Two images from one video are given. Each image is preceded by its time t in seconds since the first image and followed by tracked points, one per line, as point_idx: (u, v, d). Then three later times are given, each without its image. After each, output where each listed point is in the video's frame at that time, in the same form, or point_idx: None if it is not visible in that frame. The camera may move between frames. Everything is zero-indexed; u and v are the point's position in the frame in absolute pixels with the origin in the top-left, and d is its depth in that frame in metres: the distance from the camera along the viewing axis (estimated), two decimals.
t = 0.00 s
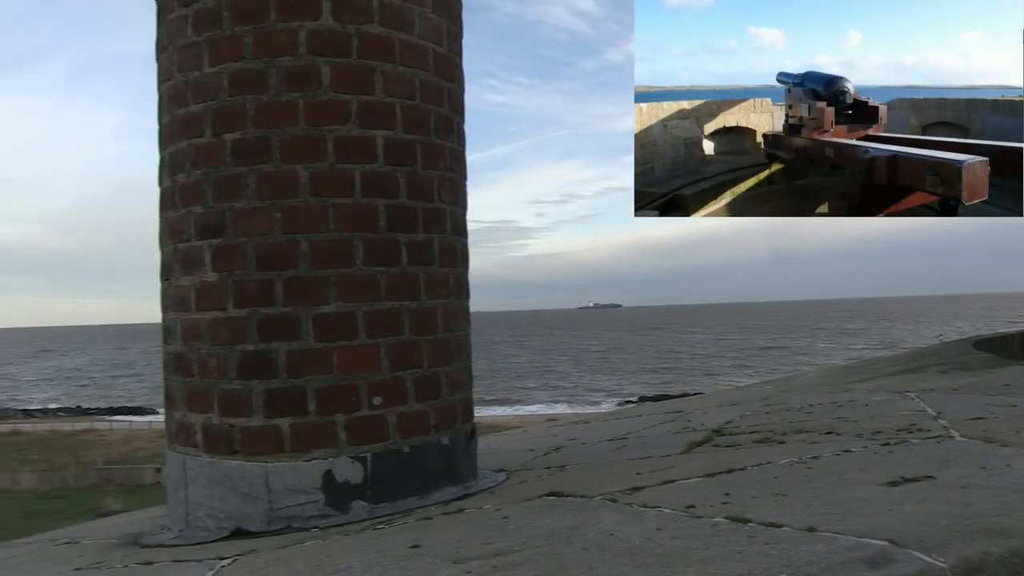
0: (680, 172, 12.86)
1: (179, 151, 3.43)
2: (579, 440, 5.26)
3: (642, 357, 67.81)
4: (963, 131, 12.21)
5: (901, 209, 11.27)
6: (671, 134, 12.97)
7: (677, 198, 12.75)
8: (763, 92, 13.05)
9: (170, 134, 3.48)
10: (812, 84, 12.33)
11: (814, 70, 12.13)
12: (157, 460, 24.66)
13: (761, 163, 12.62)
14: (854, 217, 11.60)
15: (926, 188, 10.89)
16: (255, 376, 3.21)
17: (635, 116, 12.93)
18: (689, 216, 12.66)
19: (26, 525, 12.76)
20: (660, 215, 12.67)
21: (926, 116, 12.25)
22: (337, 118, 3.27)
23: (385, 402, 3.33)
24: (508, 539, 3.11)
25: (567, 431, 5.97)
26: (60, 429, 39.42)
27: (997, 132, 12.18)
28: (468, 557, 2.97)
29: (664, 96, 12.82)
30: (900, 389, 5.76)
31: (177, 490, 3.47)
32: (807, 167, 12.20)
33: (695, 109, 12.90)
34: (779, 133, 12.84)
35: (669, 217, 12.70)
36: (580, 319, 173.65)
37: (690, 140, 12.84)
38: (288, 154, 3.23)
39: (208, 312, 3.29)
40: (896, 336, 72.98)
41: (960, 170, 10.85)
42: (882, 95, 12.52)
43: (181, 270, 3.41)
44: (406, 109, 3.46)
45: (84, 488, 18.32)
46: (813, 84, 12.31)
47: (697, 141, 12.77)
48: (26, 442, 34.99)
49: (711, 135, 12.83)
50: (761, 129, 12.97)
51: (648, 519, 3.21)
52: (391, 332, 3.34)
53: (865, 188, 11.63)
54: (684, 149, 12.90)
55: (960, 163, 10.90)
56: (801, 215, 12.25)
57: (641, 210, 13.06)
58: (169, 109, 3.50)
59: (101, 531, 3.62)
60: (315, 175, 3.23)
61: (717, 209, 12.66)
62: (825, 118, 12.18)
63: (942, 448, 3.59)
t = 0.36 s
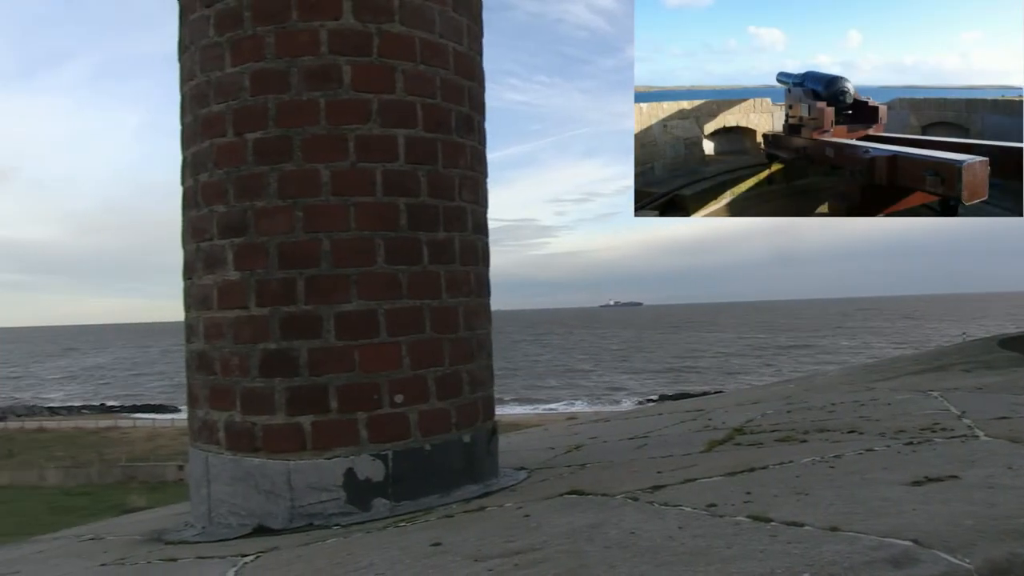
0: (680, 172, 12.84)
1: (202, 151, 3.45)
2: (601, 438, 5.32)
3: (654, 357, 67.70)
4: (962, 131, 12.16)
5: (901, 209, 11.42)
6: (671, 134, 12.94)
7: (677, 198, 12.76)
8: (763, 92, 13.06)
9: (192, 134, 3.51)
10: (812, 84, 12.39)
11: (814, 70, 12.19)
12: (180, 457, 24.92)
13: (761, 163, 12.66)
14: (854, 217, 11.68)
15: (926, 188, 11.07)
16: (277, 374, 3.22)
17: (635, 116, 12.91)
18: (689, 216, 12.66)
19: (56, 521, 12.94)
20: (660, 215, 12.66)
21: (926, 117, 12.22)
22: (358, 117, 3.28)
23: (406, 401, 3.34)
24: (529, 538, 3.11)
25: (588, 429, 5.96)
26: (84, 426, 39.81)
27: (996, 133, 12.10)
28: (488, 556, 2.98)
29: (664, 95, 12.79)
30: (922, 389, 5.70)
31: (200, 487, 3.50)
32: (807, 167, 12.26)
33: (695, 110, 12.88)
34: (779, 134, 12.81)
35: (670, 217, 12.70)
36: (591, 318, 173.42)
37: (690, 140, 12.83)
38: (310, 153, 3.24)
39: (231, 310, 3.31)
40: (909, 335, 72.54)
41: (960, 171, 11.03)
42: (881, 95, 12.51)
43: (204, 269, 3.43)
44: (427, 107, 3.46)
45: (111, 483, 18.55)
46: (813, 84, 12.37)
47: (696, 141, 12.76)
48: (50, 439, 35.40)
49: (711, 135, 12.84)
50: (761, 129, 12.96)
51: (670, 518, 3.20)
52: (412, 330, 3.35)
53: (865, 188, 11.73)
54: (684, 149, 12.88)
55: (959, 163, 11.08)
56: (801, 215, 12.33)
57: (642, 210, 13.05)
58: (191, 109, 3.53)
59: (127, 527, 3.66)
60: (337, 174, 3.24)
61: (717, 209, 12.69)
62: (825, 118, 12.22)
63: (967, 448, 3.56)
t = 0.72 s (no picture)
0: (679, 172, 12.76)
1: (219, 149, 3.46)
2: (617, 434, 5.31)
3: (662, 354, 67.60)
4: (963, 132, 12.06)
5: (901, 209, 11.39)
6: (671, 135, 12.84)
7: (677, 198, 12.68)
8: (763, 92, 12.96)
9: (209, 131, 3.52)
10: (812, 83, 12.29)
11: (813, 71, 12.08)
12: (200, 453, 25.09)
13: (760, 163, 12.61)
14: (854, 217, 11.68)
15: (925, 188, 11.03)
16: (293, 370, 3.23)
17: (634, 115, 12.83)
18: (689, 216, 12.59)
19: (78, 516, 13.03)
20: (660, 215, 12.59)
21: (926, 116, 12.16)
22: (374, 113, 3.29)
23: (422, 396, 3.34)
24: (546, 533, 3.11)
25: (604, 425, 5.94)
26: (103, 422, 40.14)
27: (996, 134, 12.00)
28: (505, 551, 2.99)
29: (663, 95, 12.69)
30: (939, 385, 5.65)
31: (218, 482, 3.52)
32: (806, 167, 12.26)
33: (695, 110, 12.76)
34: (779, 134, 12.76)
35: (669, 217, 12.63)
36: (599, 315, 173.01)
37: (691, 140, 12.75)
38: (326, 149, 3.25)
39: (248, 307, 3.32)
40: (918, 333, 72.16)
41: (960, 171, 10.97)
42: (881, 95, 12.47)
43: (221, 265, 3.45)
44: (442, 103, 3.47)
45: (130, 479, 18.68)
46: (813, 83, 12.27)
47: (697, 141, 12.69)
48: (73, 433, 35.75)
49: (711, 135, 12.77)
50: (761, 129, 12.88)
51: (686, 514, 3.20)
52: (428, 326, 3.35)
53: (865, 188, 11.71)
54: (683, 149, 12.80)
55: (959, 163, 11.03)
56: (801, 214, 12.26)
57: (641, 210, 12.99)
58: (208, 106, 3.54)
59: (147, 522, 3.68)
60: (352, 170, 3.25)
61: (716, 209, 12.64)
62: (825, 118, 12.15)
63: (985, 444, 3.53)
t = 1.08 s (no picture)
0: (680, 172, 12.71)
1: (234, 146, 3.47)
2: (634, 430, 5.33)
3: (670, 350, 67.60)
4: (963, 132, 12.15)
5: (901, 209, 11.38)
6: (671, 135, 12.78)
7: (678, 198, 12.65)
8: (763, 92, 12.95)
9: (225, 128, 3.53)
10: (812, 83, 12.29)
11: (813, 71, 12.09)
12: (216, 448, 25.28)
13: (760, 163, 12.59)
14: (854, 216, 11.67)
15: (925, 188, 11.02)
16: (309, 365, 3.23)
17: (634, 116, 12.76)
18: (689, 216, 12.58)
19: (96, 510, 13.14)
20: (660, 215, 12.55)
21: (927, 116, 12.22)
22: (390, 110, 3.29)
23: (438, 392, 3.35)
24: (562, 528, 3.12)
25: (620, 421, 5.96)
26: (121, 417, 40.44)
27: (997, 133, 12.09)
28: (523, 547, 3.00)
29: (663, 95, 12.63)
30: (957, 380, 5.66)
31: (235, 478, 3.53)
32: (806, 167, 12.24)
33: (695, 109, 12.71)
34: (779, 134, 12.75)
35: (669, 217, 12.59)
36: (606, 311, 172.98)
37: (691, 141, 12.71)
38: (342, 145, 3.25)
39: (264, 303, 3.32)
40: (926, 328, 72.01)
41: (960, 170, 10.96)
42: (882, 95, 12.50)
43: (237, 262, 3.45)
44: (457, 99, 3.46)
45: (147, 475, 18.84)
46: (812, 83, 12.27)
47: (697, 141, 12.65)
48: (89, 429, 36.04)
49: (711, 135, 12.73)
50: (761, 129, 12.85)
51: (701, 510, 3.19)
52: (444, 322, 3.36)
53: (865, 188, 11.71)
54: (684, 149, 12.75)
55: (959, 163, 11.02)
56: (801, 214, 12.26)
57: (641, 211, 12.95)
58: (223, 103, 3.55)
59: (164, 517, 3.70)
60: (368, 167, 3.25)
61: (717, 209, 12.62)
62: (825, 119, 12.15)
63: (1003, 440, 3.52)
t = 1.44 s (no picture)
0: (680, 172, 12.71)
1: (250, 140, 3.48)
2: (647, 424, 5.28)
3: (680, 345, 67.51)
4: (963, 132, 12.13)
5: (901, 208, 11.30)
6: (672, 135, 12.78)
7: (677, 198, 12.66)
8: (763, 92, 12.94)
9: (240, 122, 3.55)
10: (812, 84, 12.27)
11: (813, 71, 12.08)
12: (234, 441, 25.49)
13: (760, 163, 12.58)
14: (854, 217, 11.61)
15: (925, 188, 10.92)
16: (325, 359, 3.24)
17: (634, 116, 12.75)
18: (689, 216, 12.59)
19: (116, 502, 13.28)
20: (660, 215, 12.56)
21: (927, 116, 12.20)
22: (404, 103, 3.29)
23: (453, 385, 3.35)
24: (577, 522, 3.13)
25: (635, 415, 5.97)
26: (139, 410, 40.83)
27: (997, 133, 12.08)
28: (538, 540, 3.00)
29: (662, 95, 12.62)
30: (976, 374, 5.62)
31: (251, 471, 3.55)
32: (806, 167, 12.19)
33: (695, 110, 12.71)
34: (779, 134, 12.71)
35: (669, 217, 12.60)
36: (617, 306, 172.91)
37: (691, 141, 12.70)
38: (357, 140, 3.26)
39: (280, 297, 3.33)
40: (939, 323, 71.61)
41: (960, 170, 10.87)
42: (882, 95, 12.50)
43: (253, 256, 3.47)
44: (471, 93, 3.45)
45: (166, 468, 19.02)
46: (812, 84, 12.25)
47: (697, 141, 12.65)
48: (106, 422, 36.39)
49: (711, 135, 12.73)
50: (761, 129, 12.84)
51: (716, 504, 3.19)
52: (459, 315, 3.36)
53: (865, 188, 11.62)
54: (684, 149, 12.75)
55: (959, 163, 10.93)
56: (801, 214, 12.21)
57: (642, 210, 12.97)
58: (238, 98, 3.56)
59: (181, 509, 3.73)
60: (383, 161, 3.25)
61: (717, 209, 12.60)
62: (824, 119, 12.11)
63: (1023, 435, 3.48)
